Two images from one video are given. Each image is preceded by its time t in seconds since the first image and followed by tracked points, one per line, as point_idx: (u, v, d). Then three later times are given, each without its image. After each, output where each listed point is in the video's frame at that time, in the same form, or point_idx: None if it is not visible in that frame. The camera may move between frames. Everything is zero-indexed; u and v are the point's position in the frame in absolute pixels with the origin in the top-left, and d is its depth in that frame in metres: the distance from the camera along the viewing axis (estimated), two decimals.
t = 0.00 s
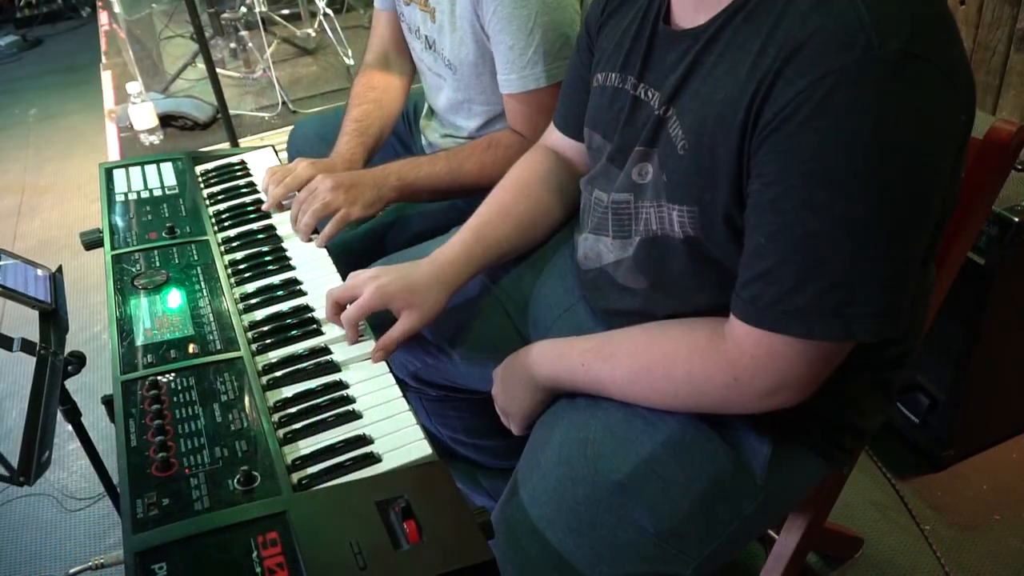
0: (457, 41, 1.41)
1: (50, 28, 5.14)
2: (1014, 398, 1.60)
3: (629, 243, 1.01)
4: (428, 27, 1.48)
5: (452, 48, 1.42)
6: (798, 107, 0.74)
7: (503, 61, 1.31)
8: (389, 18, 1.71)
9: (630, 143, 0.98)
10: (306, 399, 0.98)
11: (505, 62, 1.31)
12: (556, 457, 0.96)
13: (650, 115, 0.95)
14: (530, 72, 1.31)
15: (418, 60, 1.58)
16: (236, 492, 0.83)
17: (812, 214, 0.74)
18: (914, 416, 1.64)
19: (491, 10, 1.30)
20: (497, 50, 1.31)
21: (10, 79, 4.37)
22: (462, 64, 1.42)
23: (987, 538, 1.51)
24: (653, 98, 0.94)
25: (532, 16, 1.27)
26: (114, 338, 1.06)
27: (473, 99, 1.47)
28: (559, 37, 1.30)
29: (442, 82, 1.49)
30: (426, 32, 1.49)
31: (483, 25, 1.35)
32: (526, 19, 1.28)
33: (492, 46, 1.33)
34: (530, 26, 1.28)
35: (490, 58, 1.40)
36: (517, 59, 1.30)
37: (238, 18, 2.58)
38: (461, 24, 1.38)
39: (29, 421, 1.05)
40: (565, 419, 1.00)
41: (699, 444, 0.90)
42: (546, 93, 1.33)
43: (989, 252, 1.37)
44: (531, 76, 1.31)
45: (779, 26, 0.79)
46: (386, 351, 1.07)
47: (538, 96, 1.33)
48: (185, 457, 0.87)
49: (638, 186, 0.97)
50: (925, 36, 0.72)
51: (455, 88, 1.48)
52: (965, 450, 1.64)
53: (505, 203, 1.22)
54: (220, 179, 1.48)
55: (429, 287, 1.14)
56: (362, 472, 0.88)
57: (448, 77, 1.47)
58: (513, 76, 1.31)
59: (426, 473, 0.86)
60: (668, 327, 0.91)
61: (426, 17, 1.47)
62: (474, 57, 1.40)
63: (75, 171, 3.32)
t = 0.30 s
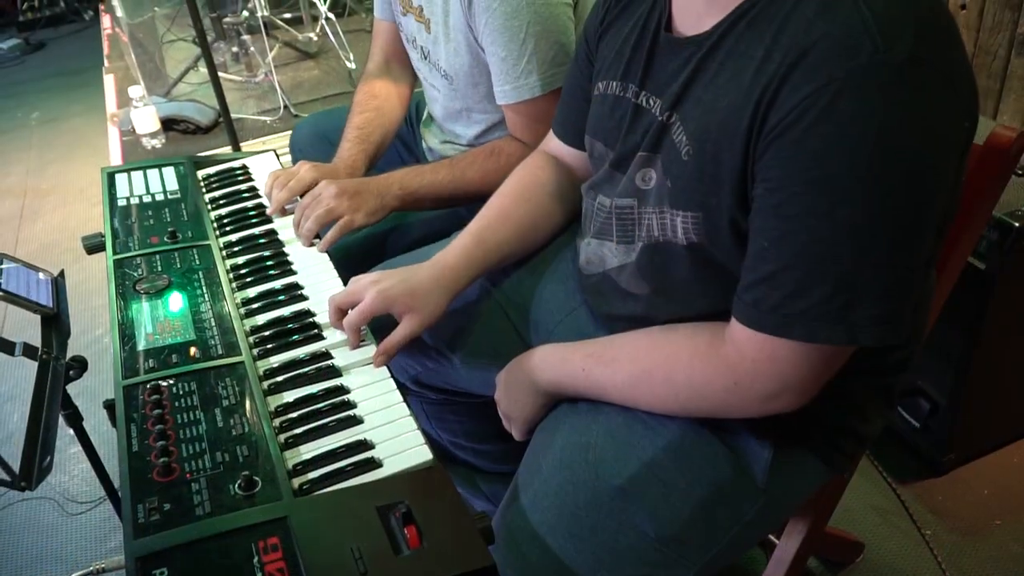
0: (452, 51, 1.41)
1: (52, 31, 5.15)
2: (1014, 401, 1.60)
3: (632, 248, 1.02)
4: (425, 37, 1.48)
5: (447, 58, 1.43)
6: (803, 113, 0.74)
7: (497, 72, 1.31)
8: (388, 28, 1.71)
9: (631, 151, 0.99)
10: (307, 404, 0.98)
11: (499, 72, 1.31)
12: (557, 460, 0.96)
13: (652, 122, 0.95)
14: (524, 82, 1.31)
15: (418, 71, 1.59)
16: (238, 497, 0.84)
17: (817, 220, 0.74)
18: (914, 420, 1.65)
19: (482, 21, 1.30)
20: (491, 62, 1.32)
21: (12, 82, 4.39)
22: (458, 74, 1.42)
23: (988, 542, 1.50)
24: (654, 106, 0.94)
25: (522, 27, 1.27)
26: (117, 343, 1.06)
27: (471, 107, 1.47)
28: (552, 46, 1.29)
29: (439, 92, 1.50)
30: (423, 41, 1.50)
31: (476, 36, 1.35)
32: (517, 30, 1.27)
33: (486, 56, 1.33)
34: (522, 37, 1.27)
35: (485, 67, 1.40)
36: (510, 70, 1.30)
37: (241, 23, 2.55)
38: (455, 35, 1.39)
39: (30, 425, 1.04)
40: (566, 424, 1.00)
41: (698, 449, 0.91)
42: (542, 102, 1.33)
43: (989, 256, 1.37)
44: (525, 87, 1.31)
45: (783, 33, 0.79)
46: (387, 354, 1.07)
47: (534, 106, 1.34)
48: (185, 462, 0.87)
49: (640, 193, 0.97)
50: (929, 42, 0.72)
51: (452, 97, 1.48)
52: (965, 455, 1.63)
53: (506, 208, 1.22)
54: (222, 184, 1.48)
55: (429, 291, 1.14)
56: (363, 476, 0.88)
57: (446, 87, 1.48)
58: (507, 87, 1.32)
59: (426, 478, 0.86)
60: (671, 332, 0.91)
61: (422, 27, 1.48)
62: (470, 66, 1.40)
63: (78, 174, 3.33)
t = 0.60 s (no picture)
0: (454, 53, 1.41)
1: (52, 35, 5.16)
2: (1015, 406, 1.60)
3: (635, 254, 1.02)
4: (428, 38, 1.49)
5: (449, 59, 1.43)
6: (810, 125, 0.74)
7: (497, 74, 1.32)
8: (394, 29, 1.73)
9: (636, 158, 0.98)
10: (308, 409, 0.98)
11: (500, 74, 1.31)
12: (557, 465, 0.96)
13: (657, 130, 0.94)
14: (525, 84, 1.31)
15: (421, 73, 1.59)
16: (237, 503, 0.83)
17: (824, 232, 0.74)
18: (914, 423, 1.65)
19: (484, 23, 1.30)
20: (492, 63, 1.32)
21: (12, 86, 4.39)
22: (460, 76, 1.42)
23: (988, 547, 1.50)
24: (659, 114, 0.94)
25: (524, 28, 1.27)
26: (116, 348, 1.06)
27: (472, 110, 1.47)
28: (553, 48, 1.29)
29: (443, 94, 1.50)
30: (426, 42, 1.50)
31: (478, 37, 1.35)
32: (519, 31, 1.27)
33: (488, 59, 1.33)
34: (524, 39, 1.28)
35: (487, 69, 1.40)
36: (511, 72, 1.30)
37: (241, 27, 2.55)
38: (457, 36, 1.39)
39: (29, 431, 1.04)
40: (566, 429, 1.00)
41: (700, 455, 0.90)
42: (543, 105, 1.33)
43: (989, 261, 1.37)
44: (526, 88, 1.31)
45: (791, 44, 0.79)
46: (385, 360, 1.07)
47: (534, 108, 1.34)
48: (185, 468, 0.87)
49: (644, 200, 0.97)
50: (938, 54, 0.72)
51: (455, 99, 1.48)
52: (965, 459, 1.63)
53: (508, 213, 1.22)
54: (222, 188, 1.48)
55: (429, 297, 1.15)
56: (362, 482, 0.88)
57: (447, 89, 1.48)
58: (508, 89, 1.32)
59: (428, 486, 0.85)
60: (674, 339, 0.91)
61: (426, 27, 1.48)
62: (473, 68, 1.40)
63: (78, 179, 3.34)
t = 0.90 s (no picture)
0: (469, 48, 1.41)
1: (54, 38, 5.17)
2: (1015, 412, 1.60)
3: (638, 270, 1.02)
4: (438, 33, 1.48)
5: (463, 54, 1.43)
6: (809, 145, 0.74)
7: (517, 69, 1.32)
8: (398, 25, 1.74)
9: (638, 175, 0.99)
10: (308, 415, 0.98)
11: (518, 69, 1.32)
12: (558, 473, 0.96)
13: (659, 147, 0.94)
14: (544, 80, 1.32)
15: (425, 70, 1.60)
16: (238, 510, 0.84)
17: (824, 250, 0.74)
18: (914, 429, 1.65)
19: (506, 18, 1.31)
20: (511, 59, 1.32)
21: (13, 89, 4.40)
22: (473, 71, 1.43)
23: (985, 551, 1.50)
24: (661, 134, 0.94)
25: (548, 25, 1.28)
26: (118, 353, 1.06)
27: (480, 107, 1.48)
28: (574, 46, 1.30)
29: (452, 90, 1.50)
30: (436, 38, 1.49)
31: (496, 32, 1.35)
32: (543, 28, 1.28)
33: (506, 54, 1.34)
34: (546, 35, 1.28)
35: (502, 66, 1.41)
36: (531, 67, 1.31)
37: (242, 32, 2.54)
38: (474, 31, 1.39)
39: (31, 432, 1.04)
40: (566, 437, 1.00)
41: (701, 466, 0.90)
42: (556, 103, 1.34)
43: (989, 267, 1.37)
44: (546, 84, 1.32)
45: (791, 65, 0.78)
46: (387, 366, 1.07)
47: (549, 106, 1.35)
48: (186, 474, 0.87)
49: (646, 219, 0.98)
50: (940, 76, 0.72)
51: (464, 96, 1.48)
52: (965, 465, 1.63)
53: (511, 221, 1.22)
54: (223, 193, 1.48)
55: (431, 304, 1.15)
56: (363, 489, 0.88)
57: (457, 85, 1.48)
58: (526, 84, 1.32)
59: (427, 493, 0.86)
60: (671, 351, 0.92)
61: (437, 22, 1.48)
62: (488, 64, 1.41)
63: (79, 182, 3.34)
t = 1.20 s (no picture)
0: (477, 46, 1.42)
1: (55, 43, 5.18)
2: (1014, 417, 1.60)
3: (632, 283, 1.02)
4: (446, 32, 1.49)
5: (471, 52, 1.43)
6: (805, 174, 0.74)
7: (526, 65, 1.33)
8: (403, 25, 1.73)
9: (632, 191, 0.99)
10: (309, 420, 0.98)
11: (526, 66, 1.33)
12: (556, 480, 0.96)
13: (653, 165, 0.94)
14: (553, 78, 1.32)
15: (431, 70, 1.60)
16: (240, 515, 0.84)
17: (821, 278, 0.73)
18: (915, 434, 1.65)
19: (518, 14, 1.31)
20: (520, 56, 1.33)
21: (15, 94, 4.41)
22: (480, 69, 1.43)
23: (984, 556, 1.50)
24: (655, 148, 0.94)
25: (559, 22, 1.29)
26: (120, 358, 1.06)
27: (486, 106, 1.48)
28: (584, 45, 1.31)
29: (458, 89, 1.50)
30: (444, 37, 1.50)
31: (506, 29, 1.36)
32: (554, 25, 1.29)
33: (515, 52, 1.34)
34: (557, 32, 1.29)
35: (509, 64, 1.41)
36: (541, 64, 1.31)
37: (242, 37, 2.52)
38: (483, 29, 1.39)
39: (32, 435, 1.03)
40: (562, 441, 1.00)
41: (699, 481, 0.90)
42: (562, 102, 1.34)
43: (989, 272, 1.37)
44: (555, 82, 1.32)
45: (788, 92, 0.78)
46: (388, 370, 1.07)
47: (557, 104, 1.35)
48: (187, 479, 0.87)
49: (641, 233, 0.98)
50: (936, 106, 0.72)
51: (471, 94, 1.49)
52: (965, 470, 1.63)
53: (508, 224, 1.22)
54: (224, 199, 1.49)
55: (432, 309, 1.15)
56: (362, 495, 0.88)
57: (464, 83, 1.48)
58: (535, 82, 1.33)
59: (427, 497, 0.86)
60: (665, 362, 0.92)
61: (445, 21, 1.49)
62: (496, 61, 1.41)
63: (80, 187, 3.34)
